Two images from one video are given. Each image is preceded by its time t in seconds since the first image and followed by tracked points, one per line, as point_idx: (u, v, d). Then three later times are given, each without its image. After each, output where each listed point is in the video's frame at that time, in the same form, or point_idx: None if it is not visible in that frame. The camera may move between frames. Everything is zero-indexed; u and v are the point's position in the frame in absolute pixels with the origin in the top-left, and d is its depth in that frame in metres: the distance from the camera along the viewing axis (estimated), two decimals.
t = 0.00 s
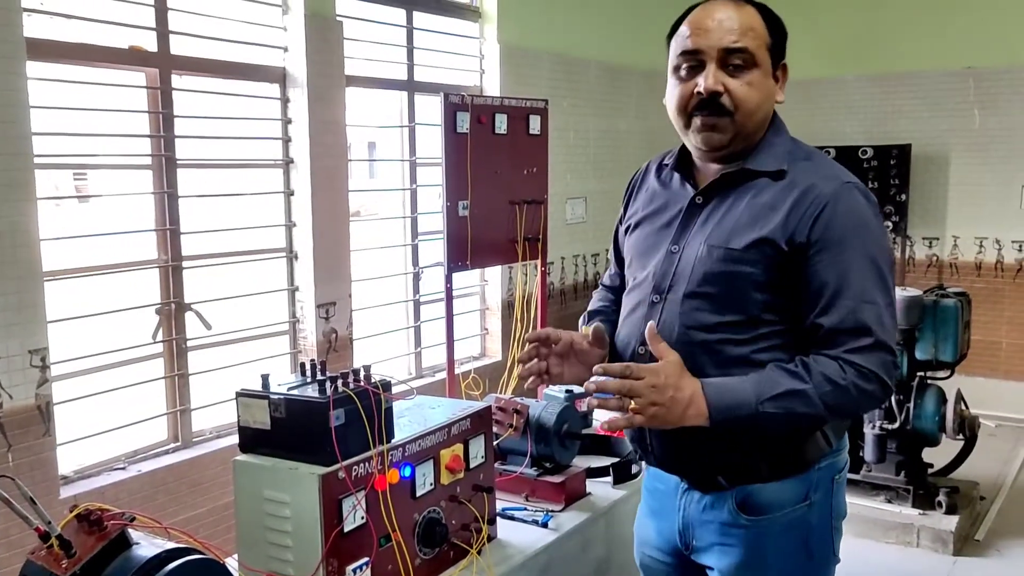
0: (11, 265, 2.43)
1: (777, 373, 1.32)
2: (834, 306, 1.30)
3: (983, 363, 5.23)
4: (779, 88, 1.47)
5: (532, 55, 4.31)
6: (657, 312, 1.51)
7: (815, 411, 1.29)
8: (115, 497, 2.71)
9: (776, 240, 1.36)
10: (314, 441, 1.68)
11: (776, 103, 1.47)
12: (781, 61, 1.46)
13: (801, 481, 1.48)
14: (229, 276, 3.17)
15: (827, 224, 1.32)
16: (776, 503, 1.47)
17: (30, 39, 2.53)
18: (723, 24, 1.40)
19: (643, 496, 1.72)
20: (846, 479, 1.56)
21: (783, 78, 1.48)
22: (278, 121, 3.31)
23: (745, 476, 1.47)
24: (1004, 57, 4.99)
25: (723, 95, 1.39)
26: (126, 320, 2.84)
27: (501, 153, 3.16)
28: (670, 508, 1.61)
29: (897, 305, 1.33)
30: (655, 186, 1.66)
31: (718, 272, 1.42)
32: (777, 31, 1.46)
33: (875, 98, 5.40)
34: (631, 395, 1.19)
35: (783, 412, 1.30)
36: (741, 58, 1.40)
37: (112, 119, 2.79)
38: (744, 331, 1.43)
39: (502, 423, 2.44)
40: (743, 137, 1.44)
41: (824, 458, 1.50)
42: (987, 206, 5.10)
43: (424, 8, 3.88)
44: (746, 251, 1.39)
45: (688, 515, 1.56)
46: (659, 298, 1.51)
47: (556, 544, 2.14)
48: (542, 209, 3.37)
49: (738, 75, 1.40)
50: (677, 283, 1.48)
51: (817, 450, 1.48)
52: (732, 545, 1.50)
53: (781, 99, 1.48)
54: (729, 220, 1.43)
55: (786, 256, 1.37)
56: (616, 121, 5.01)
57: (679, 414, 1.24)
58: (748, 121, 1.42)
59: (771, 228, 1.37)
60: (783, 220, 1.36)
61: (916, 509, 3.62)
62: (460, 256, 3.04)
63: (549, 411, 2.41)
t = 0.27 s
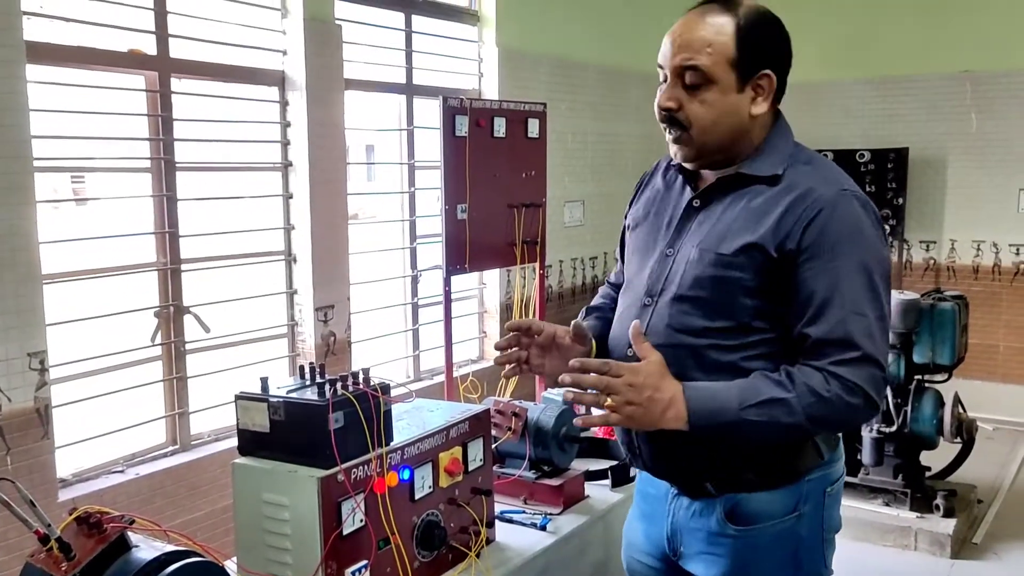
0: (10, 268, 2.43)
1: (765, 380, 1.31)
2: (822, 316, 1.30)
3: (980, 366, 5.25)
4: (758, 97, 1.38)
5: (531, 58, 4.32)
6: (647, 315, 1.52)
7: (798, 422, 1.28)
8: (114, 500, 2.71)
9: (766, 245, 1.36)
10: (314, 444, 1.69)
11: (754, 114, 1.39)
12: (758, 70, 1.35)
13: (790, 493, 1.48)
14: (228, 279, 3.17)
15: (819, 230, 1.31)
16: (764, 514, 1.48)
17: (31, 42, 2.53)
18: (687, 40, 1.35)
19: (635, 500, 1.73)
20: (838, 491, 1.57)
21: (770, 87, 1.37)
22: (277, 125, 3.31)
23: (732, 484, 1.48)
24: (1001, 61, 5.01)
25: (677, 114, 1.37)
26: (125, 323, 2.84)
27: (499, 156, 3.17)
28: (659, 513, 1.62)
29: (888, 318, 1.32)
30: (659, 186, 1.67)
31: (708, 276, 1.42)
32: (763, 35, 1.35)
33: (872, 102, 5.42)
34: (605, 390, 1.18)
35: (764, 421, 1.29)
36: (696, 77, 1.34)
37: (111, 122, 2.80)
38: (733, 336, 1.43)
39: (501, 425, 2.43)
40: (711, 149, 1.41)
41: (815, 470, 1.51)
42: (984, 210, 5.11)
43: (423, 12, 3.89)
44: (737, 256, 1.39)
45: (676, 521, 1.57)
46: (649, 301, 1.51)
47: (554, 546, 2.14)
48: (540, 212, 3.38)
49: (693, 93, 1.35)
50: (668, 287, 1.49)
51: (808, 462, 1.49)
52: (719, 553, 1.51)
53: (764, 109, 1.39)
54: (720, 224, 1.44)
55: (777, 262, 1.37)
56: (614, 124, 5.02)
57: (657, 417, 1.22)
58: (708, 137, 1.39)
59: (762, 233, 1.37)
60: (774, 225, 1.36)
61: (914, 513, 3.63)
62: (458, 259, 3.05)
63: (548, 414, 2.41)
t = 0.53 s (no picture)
0: (9, 271, 2.43)
1: (724, 383, 1.31)
2: (784, 323, 1.29)
3: (978, 369, 5.25)
4: (737, 103, 1.38)
5: (529, 62, 4.32)
6: (629, 319, 1.54)
7: (753, 428, 1.28)
8: (112, 503, 2.71)
9: (733, 251, 1.36)
10: (313, 447, 1.69)
11: (732, 120, 1.38)
12: (735, 76, 1.35)
13: (775, 502, 1.49)
14: (227, 282, 3.18)
15: (785, 234, 1.30)
16: (747, 521, 1.49)
17: (30, 46, 2.54)
18: (663, 47, 1.35)
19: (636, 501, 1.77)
20: (832, 501, 1.56)
21: (748, 93, 1.37)
22: (276, 128, 3.32)
23: (716, 491, 1.50)
24: (998, 65, 5.02)
25: (655, 121, 1.39)
26: (123, 326, 2.84)
27: (497, 159, 3.17)
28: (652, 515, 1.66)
29: (857, 329, 1.29)
30: (659, 192, 1.70)
31: (679, 283, 1.43)
32: (740, 41, 1.35)
33: (870, 105, 5.43)
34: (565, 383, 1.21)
35: (718, 425, 1.28)
36: (671, 83, 1.35)
37: (110, 125, 2.80)
38: (709, 341, 1.44)
39: (500, 428, 2.45)
40: (690, 155, 1.42)
41: (801, 480, 1.50)
42: (982, 213, 5.12)
43: (422, 16, 3.89)
44: (705, 261, 1.39)
45: (666, 523, 1.61)
46: (631, 305, 1.54)
47: (552, 549, 2.14)
48: (539, 215, 3.39)
49: (670, 99, 1.36)
50: (646, 292, 1.50)
51: (793, 471, 1.49)
52: (703, 558, 1.54)
53: (743, 115, 1.38)
54: (692, 230, 1.44)
55: (746, 268, 1.36)
56: (613, 127, 5.03)
57: (615, 411, 1.26)
58: (685, 143, 1.40)
59: (730, 237, 1.36)
60: (742, 229, 1.35)
61: (912, 515, 3.63)
62: (457, 262, 3.05)
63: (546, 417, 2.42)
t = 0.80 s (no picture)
0: (8, 273, 2.43)
1: (680, 386, 1.30)
2: (742, 329, 1.28)
3: (977, 371, 5.26)
4: (720, 108, 1.38)
5: (528, 64, 4.33)
6: (620, 322, 1.57)
7: (700, 434, 1.27)
8: (111, 506, 2.71)
9: (702, 254, 1.37)
10: (312, 449, 1.69)
11: (716, 126, 1.39)
12: (716, 81, 1.36)
13: (761, 509, 1.50)
14: (226, 284, 3.18)
15: (750, 239, 1.30)
16: (732, 527, 1.51)
17: (29, 48, 2.54)
18: (644, 56, 1.36)
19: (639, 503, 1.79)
20: (823, 511, 1.56)
21: (730, 98, 1.37)
22: (275, 130, 3.32)
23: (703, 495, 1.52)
24: (996, 67, 5.03)
25: (640, 128, 1.40)
26: (122, 328, 2.84)
27: (497, 161, 3.17)
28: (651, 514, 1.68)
29: (820, 339, 1.26)
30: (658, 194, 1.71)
31: (659, 286, 1.45)
32: (719, 46, 1.35)
33: (868, 108, 5.44)
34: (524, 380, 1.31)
35: (668, 426, 1.29)
36: (653, 91, 1.36)
37: (109, 127, 2.80)
38: (695, 346, 1.45)
39: (500, 431, 2.45)
40: (676, 160, 1.44)
41: (787, 489, 1.51)
42: (981, 215, 5.13)
43: (421, 19, 3.90)
44: (679, 264, 1.40)
45: (660, 524, 1.63)
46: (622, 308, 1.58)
47: (552, 551, 2.14)
48: (538, 217, 3.39)
49: (653, 107, 1.38)
50: (634, 295, 1.53)
51: (780, 479, 1.48)
52: (690, 559, 1.56)
53: (726, 120, 1.39)
54: (671, 234, 1.46)
55: (718, 272, 1.37)
56: (612, 129, 5.03)
57: (579, 407, 1.31)
58: (669, 149, 1.42)
59: (701, 241, 1.37)
60: (712, 232, 1.35)
61: (912, 518, 3.63)
62: (457, 264, 3.05)
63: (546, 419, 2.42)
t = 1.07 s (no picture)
0: (7, 275, 2.43)
1: (659, 402, 1.33)
2: (723, 337, 1.29)
3: (977, 373, 5.26)
4: (714, 113, 1.39)
5: (527, 67, 4.33)
6: (619, 325, 1.57)
7: (681, 445, 1.28)
8: (110, 508, 2.70)
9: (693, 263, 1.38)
10: (312, 452, 1.69)
11: (710, 130, 1.40)
12: (709, 87, 1.36)
13: (760, 514, 1.50)
14: (225, 287, 3.17)
15: (735, 244, 1.30)
16: (731, 532, 1.50)
17: (28, 51, 2.54)
18: (637, 60, 1.37)
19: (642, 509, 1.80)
20: (825, 517, 1.55)
21: (723, 103, 1.38)
22: (275, 133, 3.32)
23: (703, 500, 1.52)
24: (996, 69, 5.03)
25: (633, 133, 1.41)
26: (122, 330, 2.84)
27: (496, 163, 3.17)
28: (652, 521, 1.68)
29: (802, 341, 1.25)
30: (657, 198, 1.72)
31: (655, 290, 1.45)
32: (713, 51, 1.35)
33: (868, 110, 5.44)
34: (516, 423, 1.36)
35: (651, 441, 1.30)
36: (646, 97, 1.37)
37: (109, 130, 2.80)
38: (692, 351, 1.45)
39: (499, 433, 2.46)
40: (670, 164, 1.44)
41: (787, 495, 1.50)
42: (980, 217, 5.13)
43: (420, 21, 3.90)
44: (672, 269, 1.41)
45: (661, 530, 1.64)
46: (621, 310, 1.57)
47: (551, 554, 2.14)
48: (537, 220, 3.39)
49: (645, 112, 1.38)
50: (631, 298, 1.53)
51: (779, 483, 1.49)
52: (689, 565, 1.56)
53: (719, 125, 1.39)
54: (666, 238, 1.46)
55: (710, 279, 1.37)
56: (611, 131, 5.03)
57: (570, 437, 1.36)
58: (663, 153, 1.42)
59: (694, 245, 1.37)
60: (704, 236, 1.35)
61: (912, 520, 3.63)
62: (456, 266, 3.05)
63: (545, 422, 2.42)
